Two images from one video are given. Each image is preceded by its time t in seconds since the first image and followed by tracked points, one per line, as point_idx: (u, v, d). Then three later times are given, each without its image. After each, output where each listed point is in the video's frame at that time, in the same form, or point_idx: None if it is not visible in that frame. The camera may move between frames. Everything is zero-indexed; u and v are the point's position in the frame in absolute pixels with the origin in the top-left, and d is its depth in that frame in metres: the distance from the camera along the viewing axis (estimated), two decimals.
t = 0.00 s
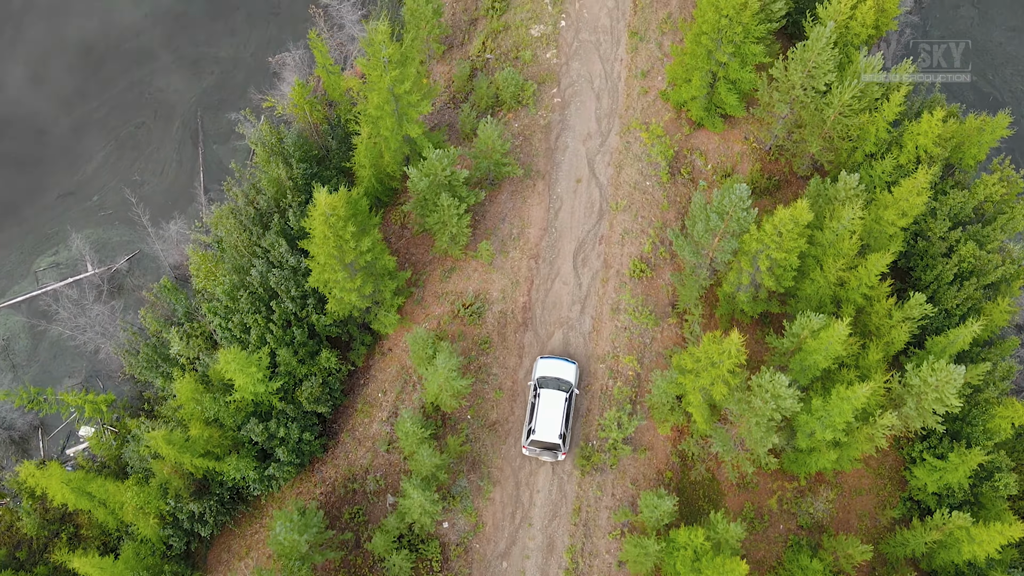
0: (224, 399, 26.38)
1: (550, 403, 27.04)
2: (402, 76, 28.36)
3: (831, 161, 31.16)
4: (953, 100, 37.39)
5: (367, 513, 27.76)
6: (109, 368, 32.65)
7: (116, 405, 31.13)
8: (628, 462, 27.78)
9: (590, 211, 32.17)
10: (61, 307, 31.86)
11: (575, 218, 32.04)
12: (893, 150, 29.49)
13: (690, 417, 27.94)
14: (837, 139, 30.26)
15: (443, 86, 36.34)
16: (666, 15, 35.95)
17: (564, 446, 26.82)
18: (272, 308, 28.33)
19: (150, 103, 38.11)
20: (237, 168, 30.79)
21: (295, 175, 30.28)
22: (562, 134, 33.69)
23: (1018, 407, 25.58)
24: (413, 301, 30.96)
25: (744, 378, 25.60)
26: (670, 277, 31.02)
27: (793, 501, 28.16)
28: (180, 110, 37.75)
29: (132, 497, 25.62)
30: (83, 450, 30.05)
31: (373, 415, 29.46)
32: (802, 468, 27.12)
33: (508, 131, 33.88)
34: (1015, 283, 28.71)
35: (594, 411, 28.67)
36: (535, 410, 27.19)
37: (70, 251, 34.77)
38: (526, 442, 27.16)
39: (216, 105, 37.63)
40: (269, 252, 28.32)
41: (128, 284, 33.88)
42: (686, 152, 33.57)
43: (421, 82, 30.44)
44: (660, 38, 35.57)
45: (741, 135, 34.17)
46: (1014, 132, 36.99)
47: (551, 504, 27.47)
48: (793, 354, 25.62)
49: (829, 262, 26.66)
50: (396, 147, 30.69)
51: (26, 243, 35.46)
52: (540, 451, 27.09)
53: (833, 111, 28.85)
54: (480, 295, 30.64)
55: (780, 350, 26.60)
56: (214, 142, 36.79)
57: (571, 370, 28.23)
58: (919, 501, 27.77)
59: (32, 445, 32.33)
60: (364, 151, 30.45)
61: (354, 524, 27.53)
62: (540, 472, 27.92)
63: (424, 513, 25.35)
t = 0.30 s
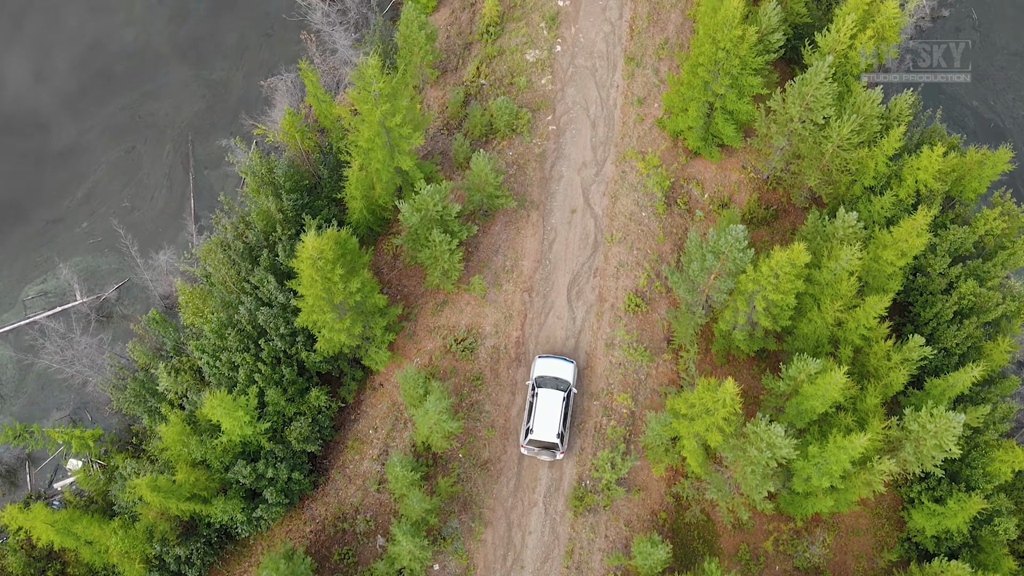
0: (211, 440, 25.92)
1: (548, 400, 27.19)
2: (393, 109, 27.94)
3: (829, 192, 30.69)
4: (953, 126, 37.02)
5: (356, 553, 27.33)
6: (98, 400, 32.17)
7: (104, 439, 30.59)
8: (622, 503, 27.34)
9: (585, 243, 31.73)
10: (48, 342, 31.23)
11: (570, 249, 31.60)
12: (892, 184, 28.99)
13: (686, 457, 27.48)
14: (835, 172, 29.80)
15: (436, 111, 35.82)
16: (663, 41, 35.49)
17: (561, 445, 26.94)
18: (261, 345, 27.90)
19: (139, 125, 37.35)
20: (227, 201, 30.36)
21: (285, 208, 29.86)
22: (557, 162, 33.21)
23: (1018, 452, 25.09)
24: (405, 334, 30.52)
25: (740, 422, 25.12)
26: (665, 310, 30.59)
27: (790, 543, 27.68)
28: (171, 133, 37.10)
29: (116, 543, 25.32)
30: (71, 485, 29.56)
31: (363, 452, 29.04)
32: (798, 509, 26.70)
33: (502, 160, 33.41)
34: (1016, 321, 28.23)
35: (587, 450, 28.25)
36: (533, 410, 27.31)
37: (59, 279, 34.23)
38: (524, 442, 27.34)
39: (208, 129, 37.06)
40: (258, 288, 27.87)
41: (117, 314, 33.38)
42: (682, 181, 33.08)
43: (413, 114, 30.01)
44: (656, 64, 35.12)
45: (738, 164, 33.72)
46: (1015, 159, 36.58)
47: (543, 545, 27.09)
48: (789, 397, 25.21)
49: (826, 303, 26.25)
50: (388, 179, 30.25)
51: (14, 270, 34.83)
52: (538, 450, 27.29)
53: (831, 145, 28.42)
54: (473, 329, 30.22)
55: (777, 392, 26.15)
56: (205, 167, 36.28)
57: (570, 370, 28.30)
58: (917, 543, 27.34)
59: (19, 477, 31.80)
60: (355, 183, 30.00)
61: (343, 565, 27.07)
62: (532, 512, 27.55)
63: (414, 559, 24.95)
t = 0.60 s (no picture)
0: (198, 483, 25.48)
1: (549, 398, 27.29)
2: (385, 144, 27.52)
3: (828, 227, 30.24)
4: (955, 155, 36.56)
5: None
6: (87, 432, 31.75)
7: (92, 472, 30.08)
8: (615, 545, 26.93)
9: (580, 276, 31.31)
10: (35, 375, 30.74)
11: (565, 283, 31.18)
12: (892, 221, 28.49)
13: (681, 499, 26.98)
14: (834, 207, 29.37)
15: (430, 137, 35.30)
16: (660, 68, 35.01)
17: (561, 444, 27.05)
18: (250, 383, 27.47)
19: (131, 150, 36.91)
20: (217, 233, 29.96)
21: (275, 241, 29.46)
22: (552, 193, 32.76)
23: (1019, 499, 24.60)
24: (397, 369, 30.12)
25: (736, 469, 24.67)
26: (661, 345, 30.15)
27: None
28: (162, 158, 36.65)
29: None
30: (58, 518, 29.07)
31: (354, 490, 28.67)
32: (795, 554, 26.25)
33: (497, 189, 32.95)
34: (1017, 361, 27.80)
35: (581, 489, 27.86)
36: (533, 408, 27.41)
37: (48, 307, 33.78)
38: (524, 441, 27.40)
39: (200, 153, 36.62)
40: (248, 325, 27.46)
41: (107, 344, 32.91)
42: (680, 212, 32.64)
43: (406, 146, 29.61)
44: (653, 91, 34.61)
45: (736, 194, 33.29)
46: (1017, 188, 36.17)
47: None
48: (786, 443, 24.79)
49: (824, 345, 25.84)
50: (380, 212, 29.83)
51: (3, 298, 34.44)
52: (538, 449, 27.36)
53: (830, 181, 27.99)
54: (466, 365, 29.81)
55: (774, 436, 25.71)
56: (197, 193, 35.86)
57: (569, 369, 28.54)
58: None
59: (7, 510, 31.49)
60: (347, 216, 29.56)
61: None
62: (524, 554, 27.20)
63: None
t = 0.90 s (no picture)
0: (184, 528, 25.04)
1: (546, 398, 27.47)
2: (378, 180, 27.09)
3: (827, 263, 29.78)
4: (955, 184, 36.09)
5: None
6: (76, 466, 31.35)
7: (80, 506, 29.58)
8: None
9: (575, 311, 30.91)
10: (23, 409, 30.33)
11: (559, 317, 30.79)
12: (892, 258, 28.17)
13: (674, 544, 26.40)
14: (833, 245, 28.96)
15: (425, 164, 34.84)
16: (658, 96, 34.52)
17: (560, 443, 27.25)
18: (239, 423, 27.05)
19: (122, 174, 36.48)
20: (206, 267, 29.52)
21: (266, 275, 29.06)
22: (547, 224, 32.32)
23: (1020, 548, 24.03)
24: (388, 405, 29.76)
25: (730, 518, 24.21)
26: (657, 383, 29.70)
27: None
28: (154, 183, 36.24)
29: None
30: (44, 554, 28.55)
31: (344, 529, 28.26)
32: None
33: (491, 221, 32.50)
34: (1017, 403, 27.35)
35: (573, 531, 27.49)
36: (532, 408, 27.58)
37: (37, 336, 33.33)
38: (522, 441, 27.52)
39: (192, 179, 36.19)
40: (236, 364, 27.06)
41: (97, 375, 32.53)
42: (676, 245, 32.23)
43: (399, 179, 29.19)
44: (651, 120, 34.15)
45: (734, 226, 32.80)
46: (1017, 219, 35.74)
47: None
48: (783, 491, 24.36)
49: (821, 391, 25.39)
50: (372, 246, 29.40)
51: None
52: (536, 449, 27.47)
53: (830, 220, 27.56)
54: (458, 402, 29.44)
55: (770, 483, 25.27)
56: (188, 220, 35.43)
57: (567, 369, 28.71)
58: None
59: None
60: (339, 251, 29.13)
61: None
62: None
63: None
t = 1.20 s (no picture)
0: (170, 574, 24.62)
1: (547, 399, 27.59)
2: (370, 218, 26.72)
3: (825, 301, 29.34)
4: (957, 216, 35.61)
5: None
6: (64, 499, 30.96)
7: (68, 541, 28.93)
8: None
9: (570, 346, 30.51)
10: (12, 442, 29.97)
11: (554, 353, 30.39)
12: (892, 299, 28.00)
13: None
14: (832, 284, 28.59)
15: (420, 193, 34.45)
16: (657, 125, 34.07)
17: (559, 443, 27.41)
18: (227, 464, 26.67)
19: (115, 199, 36.14)
20: (196, 300, 29.09)
21: (257, 309, 28.70)
22: (543, 257, 31.91)
23: None
24: (380, 442, 29.43)
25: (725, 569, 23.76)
26: (653, 421, 29.24)
27: None
28: (147, 208, 35.88)
29: None
30: None
31: (334, 569, 27.84)
32: None
33: (486, 253, 32.10)
34: (1018, 449, 26.91)
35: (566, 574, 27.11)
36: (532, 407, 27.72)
37: (27, 364, 32.95)
38: (522, 439, 27.61)
39: (185, 204, 35.80)
40: (225, 403, 26.68)
41: (88, 406, 32.22)
42: (674, 279, 31.82)
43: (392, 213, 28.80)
44: (649, 150, 33.72)
45: (732, 259, 32.35)
46: (1019, 252, 35.27)
47: None
48: (779, 541, 23.90)
49: (818, 438, 24.94)
50: (364, 281, 29.02)
51: None
52: (536, 448, 27.59)
53: (830, 261, 27.25)
54: (450, 440, 29.08)
55: (766, 532, 24.82)
56: (180, 246, 35.05)
57: (567, 369, 28.88)
58: None
59: None
60: (331, 287, 28.72)
61: None
62: None
63: None
